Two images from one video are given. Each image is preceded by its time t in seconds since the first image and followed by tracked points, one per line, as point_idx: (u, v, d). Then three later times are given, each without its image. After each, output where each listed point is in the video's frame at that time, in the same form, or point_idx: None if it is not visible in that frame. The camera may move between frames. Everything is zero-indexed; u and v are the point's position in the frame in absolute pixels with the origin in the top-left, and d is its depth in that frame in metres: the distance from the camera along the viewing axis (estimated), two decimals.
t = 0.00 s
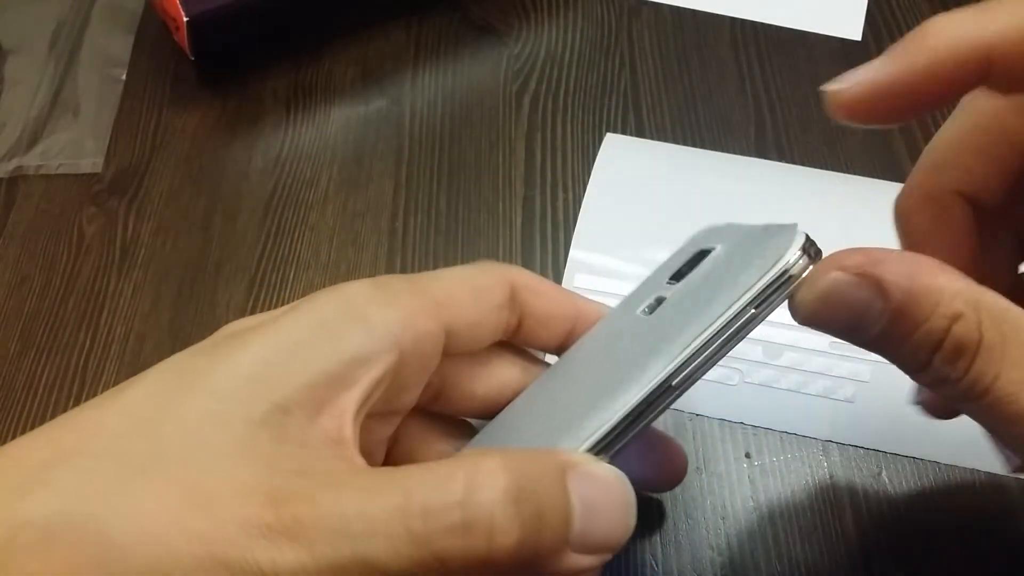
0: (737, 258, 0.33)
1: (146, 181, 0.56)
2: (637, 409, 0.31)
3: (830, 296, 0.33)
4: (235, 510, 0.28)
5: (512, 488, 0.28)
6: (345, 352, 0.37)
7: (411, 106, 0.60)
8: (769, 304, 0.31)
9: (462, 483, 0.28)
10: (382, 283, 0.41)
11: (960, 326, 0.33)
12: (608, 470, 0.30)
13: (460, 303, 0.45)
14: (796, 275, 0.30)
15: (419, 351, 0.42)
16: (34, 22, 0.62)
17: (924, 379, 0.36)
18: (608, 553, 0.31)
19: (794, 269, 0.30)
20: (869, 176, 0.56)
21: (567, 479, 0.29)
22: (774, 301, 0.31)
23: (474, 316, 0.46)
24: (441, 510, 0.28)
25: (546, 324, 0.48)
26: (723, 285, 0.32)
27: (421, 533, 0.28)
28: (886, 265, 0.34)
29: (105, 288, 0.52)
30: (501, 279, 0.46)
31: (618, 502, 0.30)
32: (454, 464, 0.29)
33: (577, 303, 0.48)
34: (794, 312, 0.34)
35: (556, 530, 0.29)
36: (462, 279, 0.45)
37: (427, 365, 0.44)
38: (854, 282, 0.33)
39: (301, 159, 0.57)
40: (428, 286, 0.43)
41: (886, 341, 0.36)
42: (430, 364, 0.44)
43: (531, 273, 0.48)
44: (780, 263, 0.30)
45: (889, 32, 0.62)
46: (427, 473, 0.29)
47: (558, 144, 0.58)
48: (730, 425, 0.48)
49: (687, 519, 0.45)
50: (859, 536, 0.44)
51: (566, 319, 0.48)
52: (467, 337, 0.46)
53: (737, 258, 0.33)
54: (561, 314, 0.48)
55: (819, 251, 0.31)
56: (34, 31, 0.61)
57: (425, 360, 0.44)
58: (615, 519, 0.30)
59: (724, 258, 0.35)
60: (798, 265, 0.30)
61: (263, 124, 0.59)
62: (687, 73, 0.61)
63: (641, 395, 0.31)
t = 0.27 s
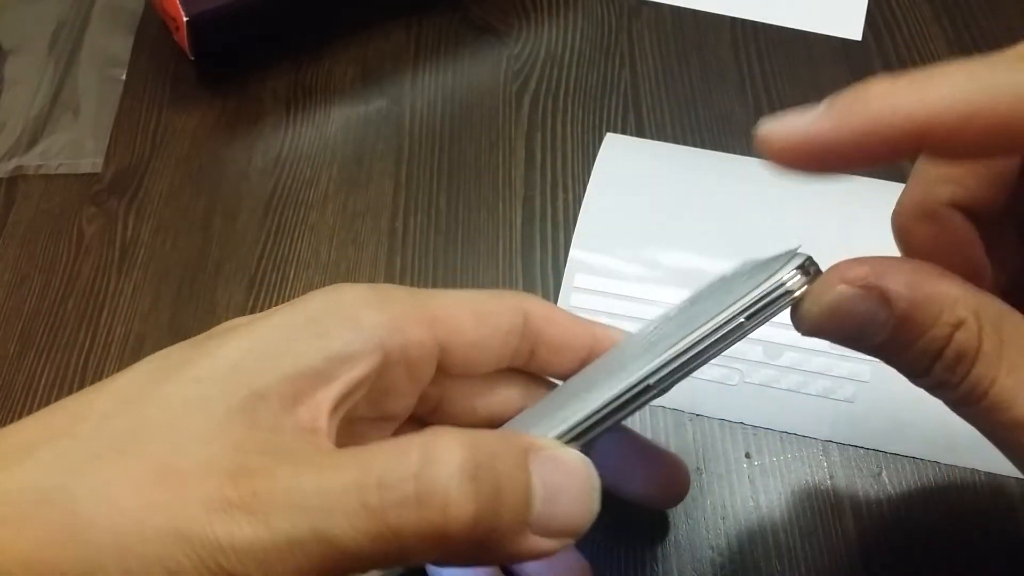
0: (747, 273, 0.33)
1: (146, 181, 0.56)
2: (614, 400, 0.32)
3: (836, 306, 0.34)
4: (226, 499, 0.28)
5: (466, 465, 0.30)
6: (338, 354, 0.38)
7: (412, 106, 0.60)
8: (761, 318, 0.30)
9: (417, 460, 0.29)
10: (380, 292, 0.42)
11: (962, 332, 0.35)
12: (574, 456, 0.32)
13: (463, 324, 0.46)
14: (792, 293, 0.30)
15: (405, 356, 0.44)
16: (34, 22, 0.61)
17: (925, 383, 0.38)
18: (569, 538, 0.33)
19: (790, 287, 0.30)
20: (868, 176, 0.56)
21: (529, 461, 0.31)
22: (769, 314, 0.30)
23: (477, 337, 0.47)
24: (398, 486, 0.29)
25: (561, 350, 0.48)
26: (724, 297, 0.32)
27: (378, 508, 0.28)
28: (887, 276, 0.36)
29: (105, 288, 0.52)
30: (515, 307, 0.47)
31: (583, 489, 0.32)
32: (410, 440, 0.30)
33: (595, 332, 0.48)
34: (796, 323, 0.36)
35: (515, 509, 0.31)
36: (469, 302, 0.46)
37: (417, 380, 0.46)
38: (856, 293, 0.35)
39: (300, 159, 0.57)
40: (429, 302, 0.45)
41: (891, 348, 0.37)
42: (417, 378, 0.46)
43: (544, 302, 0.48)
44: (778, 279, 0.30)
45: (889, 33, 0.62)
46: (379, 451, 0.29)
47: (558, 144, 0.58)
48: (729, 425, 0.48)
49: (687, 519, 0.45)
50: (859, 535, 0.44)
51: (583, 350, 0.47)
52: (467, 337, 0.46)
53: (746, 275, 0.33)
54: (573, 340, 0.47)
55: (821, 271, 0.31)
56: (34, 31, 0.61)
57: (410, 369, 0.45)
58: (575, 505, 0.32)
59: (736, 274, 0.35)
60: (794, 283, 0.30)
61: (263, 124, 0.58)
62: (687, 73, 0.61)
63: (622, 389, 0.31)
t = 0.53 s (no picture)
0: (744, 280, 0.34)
1: (146, 181, 0.56)
2: (603, 395, 0.32)
3: (831, 317, 0.35)
4: (222, 494, 0.28)
5: (442, 447, 0.29)
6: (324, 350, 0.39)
7: (412, 106, 0.60)
8: (755, 324, 0.31)
9: (399, 439, 0.29)
10: (378, 292, 0.43)
11: (958, 346, 0.36)
12: (557, 447, 0.32)
13: (461, 331, 0.46)
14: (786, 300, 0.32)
15: (395, 358, 0.45)
16: (34, 22, 0.61)
17: (924, 392, 0.38)
18: (550, 527, 0.33)
19: (787, 295, 0.32)
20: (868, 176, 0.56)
21: (508, 447, 0.31)
22: (763, 320, 0.31)
23: (475, 344, 0.47)
24: (372, 463, 0.28)
25: (567, 367, 0.47)
26: (719, 302, 0.32)
27: (352, 486, 0.28)
28: (884, 289, 0.36)
29: (105, 288, 0.52)
30: (517, 318, 0.46)
31: (562, 478, 0.32)
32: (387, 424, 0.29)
33: (599, 341, 0.47)
34: (792, 332, 0.37)
35: (493, 495, 0.30)
36: (469, 310, 0.46)
37: (412, 383, 0.47)
38: (852, 304, 0.35)
39: (300, 159, 0.57)
40: (425, 306, 0.45)
41: (888, 358, 0.38)
42: (410, 381, 0.46)
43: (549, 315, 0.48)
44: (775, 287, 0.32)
45: (890, 33, 0.62)
46: (363, 434, 0.29)
47: (558, 145, 0.57)
48: (730, 425, 0.48)
49: (687, 519, 0.45)
50: (859, 536, 0.44)
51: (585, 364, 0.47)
52: (467, 337, 0.46)
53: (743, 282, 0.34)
54: (577, 352, 0.47)
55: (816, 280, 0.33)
56: (34, 30, 0.61)
57: (402, 370, 0.46)
58: (555, 492, 0.32)
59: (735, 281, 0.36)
60: (790, 291, 0.32)
61: (263, 123, 0.58)
62: (687, 73, 0.61)
63: (611, 385, 0.32)
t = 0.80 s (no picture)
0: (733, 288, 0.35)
1: (146, 181, 0.56)
2: (604, 389, 0.32)
3: (828, 312, 0.35)
4: (222, 489, 0.28)
5: (440, 442, 0.29)
6: (327, 349, 0.39)
7: (412, 106, 0.60)
8: (752, 320, 0.31)
9: (398, 436, 0.29)
10: (378, 292, 0.43)
11: (954, 345, 0.36)
12: (556, 441, 0.31)
13: (462, 331, 0.46)
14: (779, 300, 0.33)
15: (396, 358, 0.45)
16: (34, 22, 0.62)
17: (924, 389, 0.38)
18: (549, 521, 0.33)
19: (778, 297, 0.33)
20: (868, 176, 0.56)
21: (508, 442, 0.31)
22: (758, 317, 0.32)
23: (475, 345, 0.47)
24: (372, 460, 0.28)
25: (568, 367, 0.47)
26: (716, 301, 0.33)
27: (350, 481, 0.28)
28: (880, 284, 0.36)
29: (105, 288, 0.52)
30: (517, 319, 0.46)
31: (562, 473, 0.32)
32: (385, 420, 0.29)
33: (600, 343, 0.47)
34: (788, 327, 0.37)
35: (492, 489, 0.30)
36: (470, 311, 0.46)
37: (412, 382, 0.47)
38: (849, 300, 0.36)
39: (300, 159, 0.57)
40: (426, 305, 0.45)
41: (884, 352, 0.38)
42: (410, 379, 0.46)
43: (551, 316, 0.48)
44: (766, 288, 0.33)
45: (890, 33, 0.62)
46: (365, 429, 0.29)
47: (558, 145, 0.57)
48: (729, 425, 0.48)
49: (687, 519, 0.45)
50: (859, 536, 0.44)
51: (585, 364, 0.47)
52: (467, 337, 0.46)
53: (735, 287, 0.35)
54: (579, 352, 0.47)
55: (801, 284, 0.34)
56: (35, 31, 0.61)
57: (402, 368, 0.46)
58: (556, 486, 0.32)
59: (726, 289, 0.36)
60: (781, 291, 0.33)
61: (263, 124, 0.58)
62: (688, 73, 0.61)
63: (612, 379, 0.32)
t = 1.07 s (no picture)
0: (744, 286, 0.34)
1: (146, 181, 0.56)
2: (599, 397, 0.32)
3: (830, 317, 0.35)
4: (220, 493, 0.28)
5: (438, 451, 0.29)
6: (326, 350, 0.39)
7: (412, 106, 0.60)
8: (755, 325, 0.31)
9: (396, 443, 0.29)
10: (378, 293, 0.43)
11: (957, 345, 0.36)
12: (552, 448, 0.32)
13: (460, 330, 0.46)
14: (789, 302, 0.31)
15: (393, 357, 0.45)
16: (35, 22, 0.62)
17: (925, 390, 0.38)
18: (549, 530, 0.33)
19: (787, 296, 0.31)
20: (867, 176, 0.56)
21: (506, 450, 0.31)
22: (763, 321, 0.31)
23: (473, 344, 0.47)
24: (369, 468, 0.28)
25: (567, 366, 0.47)
26: (720, 306, 0.32)
27: (348, 488, 0.28)
28: (884, 289, 0.37)
29: (105, 289, 0.52)
30: (517, 319, 0.46)
31: (561, 480, 0.32)
32: (383, 426, 0.30)
33: (600, 343, 0.47)
34: (790, 334, 0.37)
35: (491, 496, 0.30)
36: (469, 310, 0.46)
37: (411, 382, 0.47)
38: (850, 304, 0.36)
39: (300, 159, 0.57)
40: (423, 304, 0.45)
41: (888, 359, 0.38)
42: (409, 379, 0.46)
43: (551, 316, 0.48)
44: (779, 286, 0.31)
45: (890, 33, 0.62)
46: (363, 437, 0.29)
47: (558, 145, 0.57)
48: (729, 425, 0.48)
49: (687, 519, 0.45)
50: (859, 536, 0.44)
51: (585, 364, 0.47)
52: (465, 334, 0.46)
53: (746, 286, 0.33)
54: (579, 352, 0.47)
55: (818, 281, 0.32)
56: (35, 31, 0.61)
57: (399, 368, 0.46)
58: (555, 494, 0.32)
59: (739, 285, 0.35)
60: (795, 292, 0.31)
61: (263, 124, 0.59)
62: (688, 73, 0.61)
63: (607, 388, 0.32)
